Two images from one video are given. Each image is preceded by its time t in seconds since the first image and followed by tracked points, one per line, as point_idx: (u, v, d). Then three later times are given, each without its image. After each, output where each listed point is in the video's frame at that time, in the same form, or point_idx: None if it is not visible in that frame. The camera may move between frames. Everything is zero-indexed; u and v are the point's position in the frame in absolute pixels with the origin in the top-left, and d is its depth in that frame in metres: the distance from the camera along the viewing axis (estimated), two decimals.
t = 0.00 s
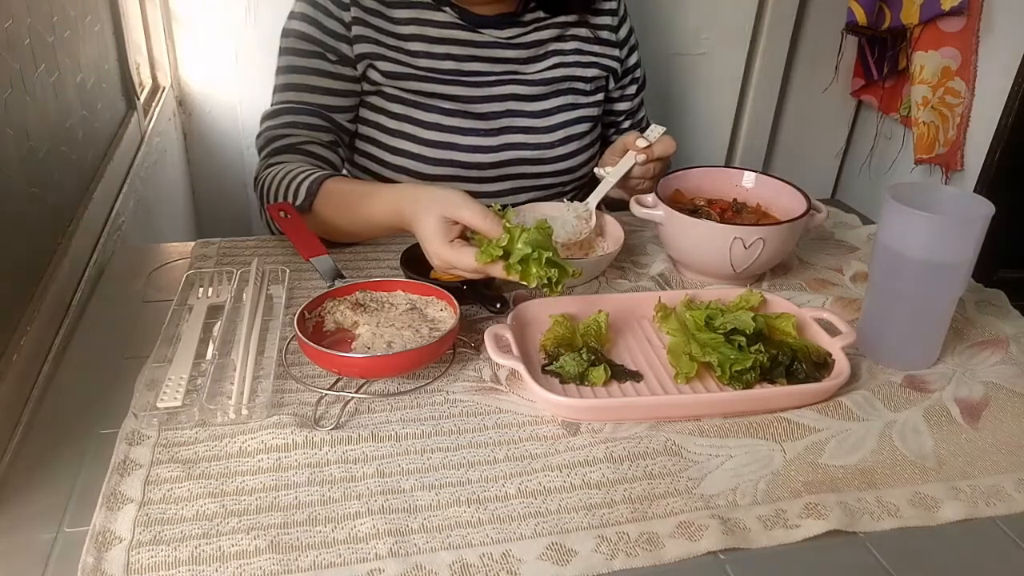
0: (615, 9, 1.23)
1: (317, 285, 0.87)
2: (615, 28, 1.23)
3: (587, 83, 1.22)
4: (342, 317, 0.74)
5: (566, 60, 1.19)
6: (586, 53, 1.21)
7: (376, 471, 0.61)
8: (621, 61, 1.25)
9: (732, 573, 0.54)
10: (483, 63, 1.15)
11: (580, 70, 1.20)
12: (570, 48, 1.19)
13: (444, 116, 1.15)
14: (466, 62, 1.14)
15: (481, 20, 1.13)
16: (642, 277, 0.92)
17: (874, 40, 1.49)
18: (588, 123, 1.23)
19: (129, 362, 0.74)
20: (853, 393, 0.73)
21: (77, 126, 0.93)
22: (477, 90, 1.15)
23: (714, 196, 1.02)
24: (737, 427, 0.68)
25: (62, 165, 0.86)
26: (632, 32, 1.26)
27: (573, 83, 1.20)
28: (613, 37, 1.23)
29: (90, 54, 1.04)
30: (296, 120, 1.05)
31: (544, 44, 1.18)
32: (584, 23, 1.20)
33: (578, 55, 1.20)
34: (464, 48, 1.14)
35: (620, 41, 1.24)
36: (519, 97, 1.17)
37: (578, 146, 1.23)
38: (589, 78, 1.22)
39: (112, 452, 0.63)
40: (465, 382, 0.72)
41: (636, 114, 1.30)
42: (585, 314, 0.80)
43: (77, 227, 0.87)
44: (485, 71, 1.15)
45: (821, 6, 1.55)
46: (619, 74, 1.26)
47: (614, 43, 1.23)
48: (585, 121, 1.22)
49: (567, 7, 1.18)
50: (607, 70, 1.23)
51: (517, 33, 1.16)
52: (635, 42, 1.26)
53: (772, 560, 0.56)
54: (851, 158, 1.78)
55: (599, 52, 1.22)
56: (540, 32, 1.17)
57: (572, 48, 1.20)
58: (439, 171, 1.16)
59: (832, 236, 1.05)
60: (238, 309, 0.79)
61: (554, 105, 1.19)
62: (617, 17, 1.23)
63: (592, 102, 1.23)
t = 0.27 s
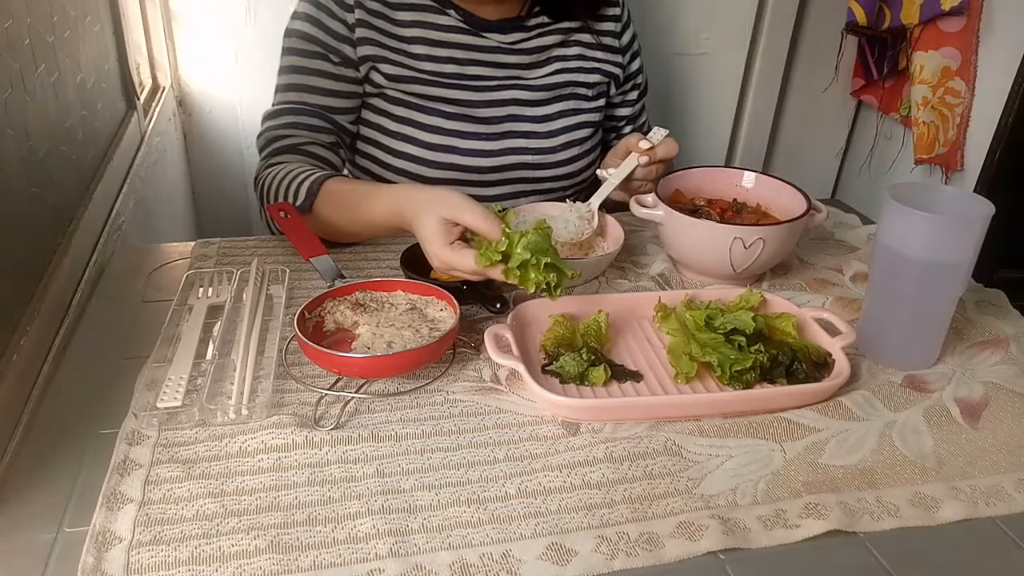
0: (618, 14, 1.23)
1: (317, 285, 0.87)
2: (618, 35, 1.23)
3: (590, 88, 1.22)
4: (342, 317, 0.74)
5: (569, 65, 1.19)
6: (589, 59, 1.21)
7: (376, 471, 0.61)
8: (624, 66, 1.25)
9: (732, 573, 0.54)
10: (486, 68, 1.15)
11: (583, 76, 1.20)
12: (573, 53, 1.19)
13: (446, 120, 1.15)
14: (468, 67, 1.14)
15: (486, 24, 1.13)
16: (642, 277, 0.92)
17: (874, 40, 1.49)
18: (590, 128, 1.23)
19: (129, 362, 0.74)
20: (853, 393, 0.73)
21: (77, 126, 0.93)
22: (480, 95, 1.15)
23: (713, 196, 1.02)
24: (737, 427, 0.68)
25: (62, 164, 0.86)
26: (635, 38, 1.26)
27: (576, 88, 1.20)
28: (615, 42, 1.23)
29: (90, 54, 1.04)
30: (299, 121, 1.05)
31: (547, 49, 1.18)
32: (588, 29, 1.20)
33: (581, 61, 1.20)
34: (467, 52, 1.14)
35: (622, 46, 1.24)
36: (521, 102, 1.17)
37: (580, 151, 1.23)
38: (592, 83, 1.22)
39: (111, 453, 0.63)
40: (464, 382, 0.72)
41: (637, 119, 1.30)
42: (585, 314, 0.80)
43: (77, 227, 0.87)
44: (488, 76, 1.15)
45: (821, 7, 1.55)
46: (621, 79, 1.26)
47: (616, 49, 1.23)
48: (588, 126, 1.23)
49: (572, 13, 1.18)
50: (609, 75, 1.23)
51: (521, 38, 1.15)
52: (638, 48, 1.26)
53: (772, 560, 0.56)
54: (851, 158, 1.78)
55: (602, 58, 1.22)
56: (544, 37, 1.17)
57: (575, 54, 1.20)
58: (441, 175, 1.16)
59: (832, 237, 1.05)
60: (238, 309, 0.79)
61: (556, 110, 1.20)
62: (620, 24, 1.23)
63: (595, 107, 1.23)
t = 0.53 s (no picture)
0: (620, 16, 1.23)
1: (317, 285, 0.87)
2: (620, 37, 1.23)
3: (591, 90, 1.22)
4: (342, 317, 0.74)
5: (571, 67, 1.19)
6: (591, 61, 1.21)
7: (376, 471, 0.61)
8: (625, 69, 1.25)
9: (732, 573, 0.54)
10: (488, 70, 1.15)
11: (585, 78, 1.20)
12: (575, 55, 1.19)
13: (447, 122, 1.15)
14: (470, 69, 1.14)
15: (488, 26, 1.13)
16: (642, 277, 0.93)
17: (874, 40, 1.49)
18: (591, 130, 1.23)
19: (129, 362, 0.74)
20: (853, 393, 0.73)
21: (77, 126, 0.93)
22: (482, 97, 1.15)
23: (713, 196, 1.02)
24: (737, 427, 0.68)
25: (62, 164, 0.86)
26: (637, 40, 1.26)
27: (577, 91, 1.20)
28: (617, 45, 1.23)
29: (90, 54, 1.04)
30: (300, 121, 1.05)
31: (550, 51, 1.18)
32: (590, 32, 1.20)
33: (583, 63, 1.20)
34: (470, 54, 1.14)
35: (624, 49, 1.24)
36: (523, 104, 1.17)
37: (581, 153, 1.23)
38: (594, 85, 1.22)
39: (111, 453, 0.63)
40: (464, 382, 0.72)
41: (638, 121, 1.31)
42: (585, 314, 0.80)
43: (77, 227, 0.87)
44: (490, 78, 1.15)
45: (821, 7, 1.55)
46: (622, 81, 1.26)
47: (618, 51, 1.23)
48: (589, 128, 1.23)
49: (574, 15, 1.18)
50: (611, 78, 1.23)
51: (524, 40, 1.15)
52: (640, 50, 1.26)
53: (772, 560, 0.56)
54: (851, 158, 1.78)
55: (605, 60, 1.22)
56: (547, 39, 1.17)
57: (577, 56, 1.20)
58: (442, 176, 1.16)
59: (832, 236, 1.05)
60: (238, 309, 0.79)
61: (558, 112, 1.19)
62: (622, 26, 1.23)
63: (596, 109, 1.23)
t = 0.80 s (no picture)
0: (619, 15, 1.23)
1: (317, 285, 0.87)
2: (620, 37, 1.23)
3: (591, 89, 1.22)
4: (342, 318, 0.74)
5: (570, 66, 1.19)
6: (590, 61, 1.21)
7: (376, 471, 0.61)
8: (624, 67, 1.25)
9: (732, 573, 0.54)
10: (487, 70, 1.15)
11: (584, 78, 1.20)
12: (574, 54, 1.19)
13: (446, 121, 1.15)
14: (469, 69, 1.14)
15: (488, 26, 1.13)
16: (642, 277, 0.93)
17: (874, 40, 1.49)
18: (591, 129, 1.23)
19: (130, 362, 0.74)
20: (853, 393, 0.73)
21: (77, 126, 0.93)
22: (481, 97, 1.15)
23: (714, 196, 1.02)
24: (738, 427, 0.68)
25: (62, 164, 0.86)
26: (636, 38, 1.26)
27: (577, 90, 1.20)
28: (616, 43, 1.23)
29: (90, 54, 1.04)
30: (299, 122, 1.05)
31: (549, 52, 1.18)
32: (589, 31, 1.20)
33: (582, 63, 1.20)
34: (469, 54, 1.14)
35: (623, 47, 1.24)
36: (523, 104, 1.17)
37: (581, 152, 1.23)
38: (593, 85, 1.22)
39: (112, 453, 0.63)
40: (464, 382, 0.72)
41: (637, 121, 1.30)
42: (585, 314, 0.81)
43: (77, 227, 0.87)
44: (489, 78, 1.15)
45: (821, 7, 1.55)
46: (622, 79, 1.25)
47: (617, 50, 1.23)
48: (588, 128, 1.23)
49: (573, 15, 1.18)
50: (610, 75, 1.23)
51: (523, 41, 1.15)
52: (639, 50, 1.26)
53: (772, 560, 0.56)
54: (851, 158, 1.78)
55: (604, 60, 1.22)
56: (546, 39, 1.17)
57: (576, 56, 1.20)
58: (442, 176, 1.16)
59: (832, 237, 1.05)
60: (239, 309, 0.79)
61: (557, 112, 1.19)
62: (621, 26, 1.23)
63: (595, 108, 1.23)
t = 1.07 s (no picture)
0: (615, 10, 1.22)
1: (317, 285, 0.87)
2: (616, 31, 1.23)
3: (588, 85, 1.22)
4: (342, 318, 0.74)
5: (567, 63, 1.19)
6: (587, 57, 1.21)
7: (376, 471, 0.61)
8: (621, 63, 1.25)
9: (732, 573, 0.54)
10: (485, 68, 1.15)
11: (581, 75, 1.20)
12: (571, 51, 1.19)
13: (445, 120, 1.15)
14: (468, 68, 1.14)
15: (486, 26, 1.13)
16: (642, 277, 0.93)
17: (873, 40, 1.49)
18: (589, 125, 1.23)
19: (130, 362, 0.74)
20: (853, 393, 0.73)
21: (77, 126, 0.93)
22: (480, 96, 1.16)
23: (714, 196, 1.02)
24: (738, 427, 0.68)
25: (62, 164, 0.86)
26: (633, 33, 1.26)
27: (574, 87, 1.20)
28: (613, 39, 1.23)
29: (90, 54, 1.04)
30: (298, 122, 1.05)
31: (546, 49, 1.18)
32: (585, 27, 1.20)
33: (579, 59, 1.20)
34: (467, 53, 1.14)
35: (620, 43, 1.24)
36: (521, 102, 1.17)
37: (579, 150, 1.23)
38: (590, 81, 1.22)
39: (112, 453, 0.63)
40: (464, 382, 0.72)
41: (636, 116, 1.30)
42: (585, 314, 0.81)
43: (77, 227, 0.87)
44: (487, 77, 1.15)
45: (821, 7, 1.55)
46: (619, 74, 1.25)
47: (614, 45, 1.23)
48: (587, 125, 1.23)
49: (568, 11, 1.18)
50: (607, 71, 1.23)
51: (520, 39, 1.15)
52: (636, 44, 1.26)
53: (772, 560, 0.56)
54: (851, 158, 1.78)
55: (600, 56, 1.22)
56: (543, 36, 1.17)
57: (573, 52, 1.20)
58: (441, 175, 1.16)
59: (832, 237, 1.05)
60: (238, 309, 0.79)
61: (555, 109, 1.20)
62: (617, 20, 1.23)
63: (593, 104, 1.23)
